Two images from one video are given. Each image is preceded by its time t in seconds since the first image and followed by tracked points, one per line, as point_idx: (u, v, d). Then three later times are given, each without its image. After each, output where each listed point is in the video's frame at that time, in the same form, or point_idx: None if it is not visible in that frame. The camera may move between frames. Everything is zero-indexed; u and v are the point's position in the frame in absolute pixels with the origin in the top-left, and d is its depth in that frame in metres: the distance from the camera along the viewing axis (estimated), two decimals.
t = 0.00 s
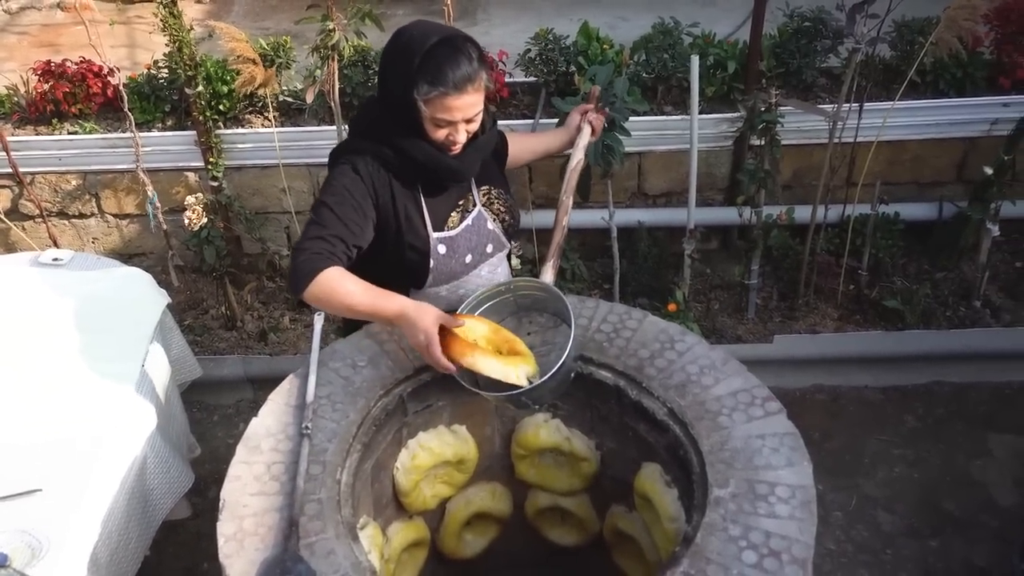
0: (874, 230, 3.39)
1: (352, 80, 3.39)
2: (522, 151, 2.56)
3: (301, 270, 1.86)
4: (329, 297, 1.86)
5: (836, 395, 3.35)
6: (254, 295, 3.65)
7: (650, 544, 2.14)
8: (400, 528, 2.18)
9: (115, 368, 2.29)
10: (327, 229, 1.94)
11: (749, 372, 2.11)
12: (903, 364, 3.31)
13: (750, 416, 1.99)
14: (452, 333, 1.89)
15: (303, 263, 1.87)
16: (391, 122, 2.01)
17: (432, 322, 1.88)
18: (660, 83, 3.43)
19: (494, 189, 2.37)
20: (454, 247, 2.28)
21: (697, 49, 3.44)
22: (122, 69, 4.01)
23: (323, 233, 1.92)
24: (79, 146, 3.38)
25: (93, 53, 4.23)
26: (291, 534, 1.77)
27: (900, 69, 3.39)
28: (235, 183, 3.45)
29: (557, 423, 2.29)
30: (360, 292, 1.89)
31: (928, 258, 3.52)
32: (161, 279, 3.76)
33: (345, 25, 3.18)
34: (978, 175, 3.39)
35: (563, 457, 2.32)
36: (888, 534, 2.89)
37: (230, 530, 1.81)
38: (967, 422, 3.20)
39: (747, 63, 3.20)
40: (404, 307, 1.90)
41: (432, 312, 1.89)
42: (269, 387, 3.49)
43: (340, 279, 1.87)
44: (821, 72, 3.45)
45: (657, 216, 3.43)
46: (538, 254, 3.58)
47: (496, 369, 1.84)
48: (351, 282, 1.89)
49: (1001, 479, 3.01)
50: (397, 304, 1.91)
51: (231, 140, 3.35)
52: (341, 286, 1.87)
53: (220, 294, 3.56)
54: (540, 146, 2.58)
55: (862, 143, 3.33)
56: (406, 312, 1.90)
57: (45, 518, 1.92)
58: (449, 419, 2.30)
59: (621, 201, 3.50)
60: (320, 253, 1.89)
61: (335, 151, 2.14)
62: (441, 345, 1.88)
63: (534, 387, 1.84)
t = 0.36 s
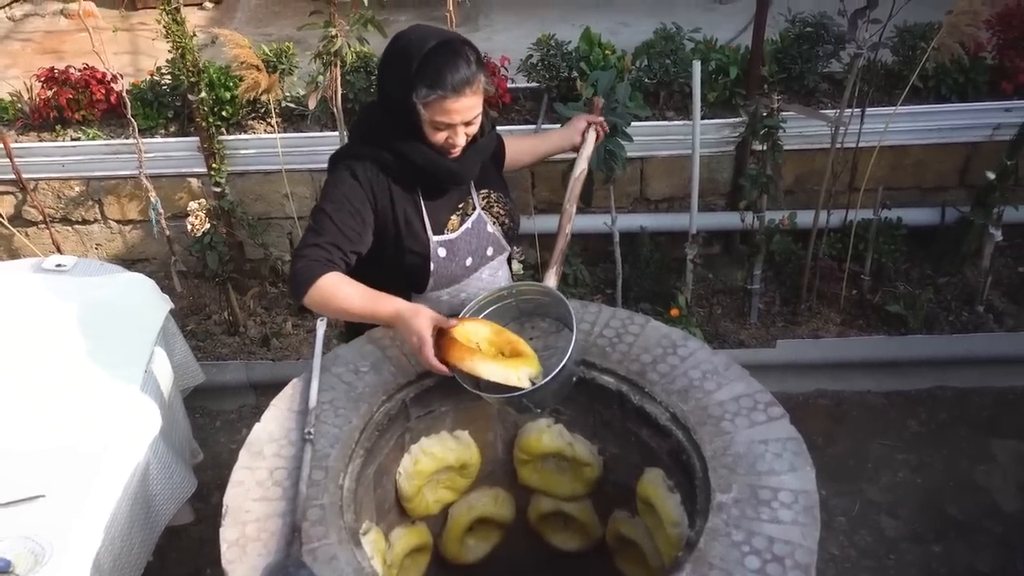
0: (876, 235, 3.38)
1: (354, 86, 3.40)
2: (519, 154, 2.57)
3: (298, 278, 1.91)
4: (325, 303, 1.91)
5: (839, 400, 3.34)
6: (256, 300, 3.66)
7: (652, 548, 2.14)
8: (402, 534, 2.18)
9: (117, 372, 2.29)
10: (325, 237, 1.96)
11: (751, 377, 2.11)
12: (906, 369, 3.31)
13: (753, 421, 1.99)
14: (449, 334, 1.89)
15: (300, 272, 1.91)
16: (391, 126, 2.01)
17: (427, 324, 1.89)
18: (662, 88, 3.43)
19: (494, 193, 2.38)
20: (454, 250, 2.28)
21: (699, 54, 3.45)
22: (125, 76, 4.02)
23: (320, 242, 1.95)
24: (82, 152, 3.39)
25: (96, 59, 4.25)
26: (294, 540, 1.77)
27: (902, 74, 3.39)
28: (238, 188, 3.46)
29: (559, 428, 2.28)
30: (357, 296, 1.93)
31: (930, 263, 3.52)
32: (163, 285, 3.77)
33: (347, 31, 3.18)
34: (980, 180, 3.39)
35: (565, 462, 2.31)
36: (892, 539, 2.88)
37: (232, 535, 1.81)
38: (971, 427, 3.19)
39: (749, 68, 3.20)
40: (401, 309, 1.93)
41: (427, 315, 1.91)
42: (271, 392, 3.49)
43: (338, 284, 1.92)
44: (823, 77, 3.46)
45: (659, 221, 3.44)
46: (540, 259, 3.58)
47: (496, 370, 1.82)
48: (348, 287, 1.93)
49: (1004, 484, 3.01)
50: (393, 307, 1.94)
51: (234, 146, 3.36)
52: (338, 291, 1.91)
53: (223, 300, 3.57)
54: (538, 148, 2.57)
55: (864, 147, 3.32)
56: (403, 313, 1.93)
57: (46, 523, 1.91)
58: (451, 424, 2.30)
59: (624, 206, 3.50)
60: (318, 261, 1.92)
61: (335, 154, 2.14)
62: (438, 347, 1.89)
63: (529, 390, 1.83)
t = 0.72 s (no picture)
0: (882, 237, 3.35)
1: (359, 88, 3.41)
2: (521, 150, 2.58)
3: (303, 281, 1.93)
4: (331, 304, 1.92)
5: (844, 403, 3.34)
6: (262, 303, 3.67)
7: (657, 550, 2.15)
8: (407, 535, 2.17)
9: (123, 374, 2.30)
10: (328, 240, 1.98)
11: (757, 380, 2.11)
12: (912, 372, 3.30)
13: (758, 424, 1.99)
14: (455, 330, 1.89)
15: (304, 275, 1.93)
16: (393, 128, 2.02)
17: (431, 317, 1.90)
18: (667, 91, 3.44)
19: (496, 195, 2.38)
20: (457, 251, 2.29)
21: (704, 57, 3.45)
22: (131, 79, 4.03)
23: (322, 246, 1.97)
24: (89, 155, 3.40)
25: (102, 63, 4.26)
26: (299, 542, 1.77)
27: (907, 76, 3.39)
28: (243, 192, 3.47)
29: (564, 430, 2.28)
30: (363, 294, 1.94)
31: (936, 265, 3.53)
32: (169, 287, 3.78)
33: (352, 34, 3.19)
34: (986, 183, 3.38)
35: (570, 464, 2.31)
36: (898, 542, 2.87)
37: (238, 537, 1.81)
38: (977, 430, 3.18)
39: (754, 71, 3.20)
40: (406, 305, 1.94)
41: (432, 308, 1.91)
42: (277, 394, 3.50)
43: (343, 284, 1.94)
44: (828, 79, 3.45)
45: (664, 223, 3.44)
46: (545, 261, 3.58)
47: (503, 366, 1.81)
48: (354, 287, 1.94)
49: (1011, 487, 3.00)
50: (398, 302, 1.94)
51: (239, 149, 3.36)
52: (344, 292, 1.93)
53: (229, 302, 3.58)
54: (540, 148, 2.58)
55: (870, 149, 3.32)
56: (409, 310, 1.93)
57: (52, 524, 1.92)
58: (457, 426, 2.30)
59: (629, 208, 3.51)
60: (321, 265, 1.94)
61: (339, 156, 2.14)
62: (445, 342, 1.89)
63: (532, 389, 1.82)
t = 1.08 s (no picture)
0: (887, 235, 3.36)
1: (364, 87, 3.42)
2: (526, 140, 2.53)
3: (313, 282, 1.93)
4: (341, 304, 1.91)
5: (849, 401, 3.33)
6: (267, 301, 3.68)
7: (661, 547, 2.15)
8: (411, 533, 2.17)
9: (130, 372, 2.31)
10: (337, 239, 1.98)
11: (761, 378, 2.11)
12: (917, 371, 3.29)
13: (762, 422, 1.99)
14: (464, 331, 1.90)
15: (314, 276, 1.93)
16: (396, 128, 2.02)
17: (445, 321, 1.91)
18: (672, 89, 3.44)
19: (499, 193, 2.37)
20: (461, 249, 2.29)
21: (708, 55, 3.45)
22: (137, 78, 4.05)
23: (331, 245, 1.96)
24: (94, 154, 3.41)
25: (108, 62, 4.28)
26: (304, 539, 1.77)
27: (912, 75, 3.39)
28: (248, 190, 3.48)
29: (568, 428, 2.28)
30: (373, 296, 1.94)
31: (942, 264, 3.52)
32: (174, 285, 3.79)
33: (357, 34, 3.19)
34: (992, 181, 3.38)
35: (574, 462, 2.31)
36: (902, 541, 2.87)
37: (243, 534, 1.82)
38: (983, 429, 3.17)
39: (759, 69, 3.19)
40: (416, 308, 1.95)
41: (445, 311, 1.93)
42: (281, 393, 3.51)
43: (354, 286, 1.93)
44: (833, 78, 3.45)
45: (668, 221, 3.44)
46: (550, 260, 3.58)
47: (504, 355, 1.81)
48: (364, 288, 1.94)
49: (1017, 486, 2.99)
50: (411, 305, 1.95)
51: (244, 148, 3.37)
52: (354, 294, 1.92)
53: (235, 301, 3.59)
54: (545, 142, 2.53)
55: (875, 148, 3.32)
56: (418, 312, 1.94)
57: (58, 521, 1.93)
58: (461, 424, 2.31)
59: (633, 207, 3.51)
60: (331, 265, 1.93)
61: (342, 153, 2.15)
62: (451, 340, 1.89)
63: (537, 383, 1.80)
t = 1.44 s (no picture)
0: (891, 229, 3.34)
1: (367, 80, 3.41)
2: (518, 164, 2.52)
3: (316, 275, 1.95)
4: (346, 298, 1.93)
5: (853, 395, 3.33)
6: (270, 295, 3.69)
7: (664, 541, 2.15)
8: (414, 526, 2.17)
9: (133, 365, 2.31)
10: (336, 233, 1.99)
11: (764, 371, 2.11)
12: (921, 364, 3.29)
13: (765, 415, 1.99)
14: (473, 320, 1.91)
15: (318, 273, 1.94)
16: (394, 128, 2.02)
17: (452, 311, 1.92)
18: (675, 82, 3.43)
19: (502, 192, 2.37)
20: (462, 243, 2.29)
21: (712, 48, 3.44)
22: (140, 71, 4.05)
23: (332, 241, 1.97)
24: (97, 147, 3.42)
25: (111, 56, 4.28)
26: (307, 532, 1.78)
27: (917, 68, 3.37)
28: (252, 184, 3.48)
29: (571, 421, 2.29)
30: (378, 290, 1.97)
31: (946, 257, 3.51)
32: (177, 279, 3.80)
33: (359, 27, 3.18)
34: (997, 174, 3.36)
35: (577, 456, 2.31)
36: (905, 535, 2.87)
37: (246, 527, 1.82)
38: (987, 423, 3.17)
39: (763, 62, 3.18)
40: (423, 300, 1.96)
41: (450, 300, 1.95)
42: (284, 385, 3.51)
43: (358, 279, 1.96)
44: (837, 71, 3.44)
45: (672, 214, 3.42)
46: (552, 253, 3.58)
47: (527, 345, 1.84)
48: (369, 283, 1.96)
49: (1020, 480, 2.98)
50: (417, 297, 1.97)
51: (247, 141, 3.37)
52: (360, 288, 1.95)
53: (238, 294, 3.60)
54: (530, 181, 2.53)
55: (879, 141, 3.30)
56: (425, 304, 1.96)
57: (61, 513, 1.93)
58: (464, 417, 2.31)
59: (636, 200, 3.50)
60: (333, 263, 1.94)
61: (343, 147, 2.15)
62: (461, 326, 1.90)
63: (555, 353, 1.78)
